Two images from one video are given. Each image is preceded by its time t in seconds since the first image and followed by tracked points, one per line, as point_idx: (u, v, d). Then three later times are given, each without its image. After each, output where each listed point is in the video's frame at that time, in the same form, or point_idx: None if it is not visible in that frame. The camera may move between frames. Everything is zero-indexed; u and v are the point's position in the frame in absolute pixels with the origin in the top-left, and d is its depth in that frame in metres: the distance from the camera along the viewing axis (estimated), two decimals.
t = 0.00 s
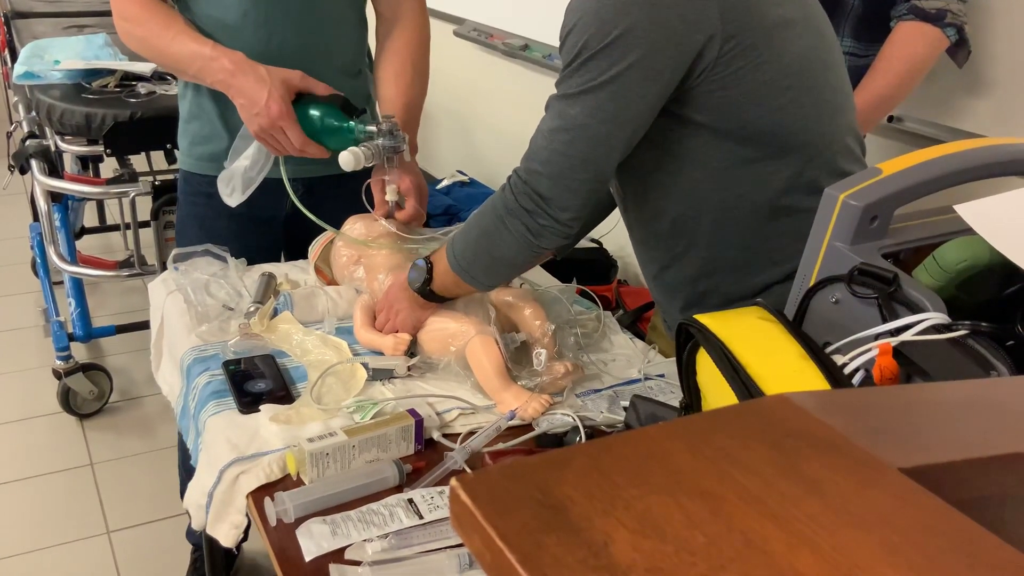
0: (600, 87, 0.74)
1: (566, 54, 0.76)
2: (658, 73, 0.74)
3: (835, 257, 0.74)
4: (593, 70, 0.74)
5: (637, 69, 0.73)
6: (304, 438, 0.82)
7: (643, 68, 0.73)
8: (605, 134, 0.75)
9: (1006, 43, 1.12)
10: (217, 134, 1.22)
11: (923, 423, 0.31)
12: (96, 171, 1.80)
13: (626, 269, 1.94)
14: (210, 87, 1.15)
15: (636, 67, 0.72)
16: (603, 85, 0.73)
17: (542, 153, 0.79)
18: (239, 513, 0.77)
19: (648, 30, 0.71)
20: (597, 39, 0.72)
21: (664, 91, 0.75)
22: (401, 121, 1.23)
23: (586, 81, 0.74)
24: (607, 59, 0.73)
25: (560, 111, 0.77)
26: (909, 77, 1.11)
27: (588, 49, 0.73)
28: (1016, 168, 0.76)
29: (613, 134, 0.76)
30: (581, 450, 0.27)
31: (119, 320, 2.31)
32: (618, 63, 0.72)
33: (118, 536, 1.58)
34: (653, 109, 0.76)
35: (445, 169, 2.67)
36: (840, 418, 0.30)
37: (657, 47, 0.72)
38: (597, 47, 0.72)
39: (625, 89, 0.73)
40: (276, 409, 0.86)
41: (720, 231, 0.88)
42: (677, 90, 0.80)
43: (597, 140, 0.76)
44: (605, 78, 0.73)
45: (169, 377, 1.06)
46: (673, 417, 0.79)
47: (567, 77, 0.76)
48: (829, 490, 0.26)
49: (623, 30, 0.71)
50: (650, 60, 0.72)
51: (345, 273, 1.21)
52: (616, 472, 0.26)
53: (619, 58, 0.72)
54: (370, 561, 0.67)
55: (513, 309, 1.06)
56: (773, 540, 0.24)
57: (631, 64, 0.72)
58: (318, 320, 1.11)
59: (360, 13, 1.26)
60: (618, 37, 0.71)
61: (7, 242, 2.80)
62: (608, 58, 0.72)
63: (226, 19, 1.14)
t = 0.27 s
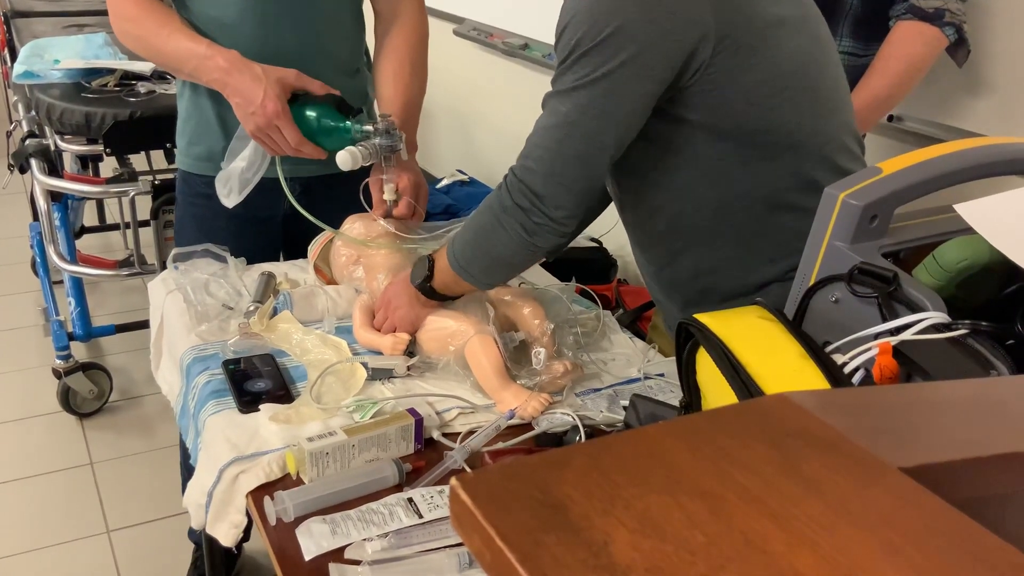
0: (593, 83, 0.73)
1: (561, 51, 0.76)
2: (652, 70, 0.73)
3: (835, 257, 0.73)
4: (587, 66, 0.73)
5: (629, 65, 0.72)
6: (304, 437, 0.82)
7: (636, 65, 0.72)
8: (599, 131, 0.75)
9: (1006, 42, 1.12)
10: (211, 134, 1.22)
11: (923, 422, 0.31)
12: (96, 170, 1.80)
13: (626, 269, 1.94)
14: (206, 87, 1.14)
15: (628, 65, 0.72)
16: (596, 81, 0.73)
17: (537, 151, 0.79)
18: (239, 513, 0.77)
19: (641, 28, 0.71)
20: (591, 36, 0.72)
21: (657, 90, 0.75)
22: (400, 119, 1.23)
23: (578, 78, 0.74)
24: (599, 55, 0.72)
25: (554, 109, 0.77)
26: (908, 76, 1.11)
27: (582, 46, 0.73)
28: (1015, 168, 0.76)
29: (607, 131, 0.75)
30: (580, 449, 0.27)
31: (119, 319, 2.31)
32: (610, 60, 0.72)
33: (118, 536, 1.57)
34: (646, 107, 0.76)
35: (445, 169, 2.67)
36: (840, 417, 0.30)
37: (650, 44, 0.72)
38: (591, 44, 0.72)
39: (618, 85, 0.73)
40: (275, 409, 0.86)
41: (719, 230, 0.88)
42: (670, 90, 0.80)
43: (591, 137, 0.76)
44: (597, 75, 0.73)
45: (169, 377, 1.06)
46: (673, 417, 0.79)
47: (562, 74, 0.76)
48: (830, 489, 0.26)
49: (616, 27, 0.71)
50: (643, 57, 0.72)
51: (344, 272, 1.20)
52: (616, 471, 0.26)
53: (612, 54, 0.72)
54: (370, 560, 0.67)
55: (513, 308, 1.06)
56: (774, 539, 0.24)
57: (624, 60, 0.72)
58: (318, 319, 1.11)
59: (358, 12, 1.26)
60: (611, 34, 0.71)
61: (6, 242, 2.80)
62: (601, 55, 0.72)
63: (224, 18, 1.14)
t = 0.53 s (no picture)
0: (601, 87, 0.73)
1: (566, 54, 0.76)
2: (659, 72, 0.73)
3: (835, 255, 0.73)
4: (595, 69, 0.73)
5: (638, 68, 0.72)
6: (304, 436, 0.82)
7: (643, 68, 0.72)
8: (602, 131, 0.75)
9: (1007, 41, 1.12)
10: (212, 131, 1.22)
11: (923, 421, 0.31)
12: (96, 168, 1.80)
13: (626, 267, 1.94)
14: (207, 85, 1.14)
15: (637, 66, 0.72)
16: (606, 84, 0.73)
17: (544, 154, 0.79)
18: (239, 511, 0.77)
19: (648, 30, 0.71)
20: (598, 38, 0.72)
21: (668, 89, 0.76)
22: (400, 117, 1.23)
23: (587, 81, 0.74)
24: (608, 58, 0.72)
25: (561, 111, 0.77)
26: (909, 75, 1.11)
27: (589, 49, 0.73)
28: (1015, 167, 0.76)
29: (615, 133, 0.75)
30: (581, 448, 0.27)
31: (119, 318, 2.31)
32: (618, 62, 0.72)
33: (118, 535, 1.58)
34: (653, 109, 0.76)
35: (445, 168, 2.67)
36: (840, 416, 0.30)
37: (657, 45, 0.72)
38: (598, 46, 0.72)
39: (628, 89, 0.73)
40: (276, 407, 0.86)
41: (719, 229, 0.88)
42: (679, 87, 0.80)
43: (599, 140, 0.76)
44: (605, 78, 0.73)
45: (169, 376, 1.06)
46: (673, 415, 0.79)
47: (568, 77, 0.76)
48: (829, 489, 0.26)
49: (624, 29, 0.71)
50: (652, 59, 0.72)
51: (345, 270, 1.19)
52: (616, 471, 0.26)
53: (620, 57, 0.72)
54: (370, 558, 0.67)
55: (512, 307, 1.06)
56: (774, 538, 0.24)
57: (632, 63, 0.72)
58: (318, 318, 1.11)
59: (358, 11, 1.25)
60: (619, 37, 0.71)
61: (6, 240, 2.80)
62: (609, 57, 0.72)
63: (224, 16, 1.14)
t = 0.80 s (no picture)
0: (595, 86, 0.73)
1: (564, 52, 0.76)
2: (655, 71, 0.73)
3: (835, 254, 0.73)
4: (590, 68, 0.73)
5: (634, 66, 0.72)
6: (303, 435, 0.82)
7: (639, 66, 0.72)
8: (601, 130, 0.75)
9: (1008, 40, 1.12)
10: (210, 131, 1.22)
11: (924, 420, 0.31)
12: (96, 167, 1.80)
13: (626, 266, 1.94)
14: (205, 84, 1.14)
15: (632, 65, 0.72)
16: (600, 82, 0.73)
17: (541, 152, 0.78)
18: (239, 510, 0.77)
19: (644, 28, 0.71)
20: (594, 37, 0.72)
21: (661, 91, 0.75)
22: (401, 116, 1.22)
23: (583, 79, 0.74)
24: (604, 56, 0.72)
25: (558, 109, 0.77)
26: (911, 75, 1.11)
27: (586, 47, 0.73)
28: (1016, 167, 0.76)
29: (610, 131, 0.75)
30: (581, 447, 0.27)
31: (119, 317, 2.31)
32: (614, 60, 0.72)
33: (118, 534, 1.58)
34: (649, 108, 0.76)
35: (445, 167, 2.67)
36: (841, 415, 0.30)
37: (653, 44, 0.72)
38: (594, 44, 0.72)
39: (623, 87, 0.73)
40: (275, 406, 0.86)
41: (719, 228, 0.88)
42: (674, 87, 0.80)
43: (595, 138, 0.75)
44: (600, 76, 0.73)
45: (168, 375, 1.06)
46: (673, 414, 0.79)
47: (566, 75, 0.76)
48: (830, 487, 0.26)
49: (620, 27, 0.71)
50: (648, 57, 0.72)
51: (344, 269, 1.20)
52: (616, 469, 0.26)
53: (616, 56, 0.72)
54: (370, 557, 0.67)
55: (512, 305, 1.06)
56: (774, 537, 0.24)
57: (628, 62, 0.72)
58: (318, 317, 1.11)
59: (358, 10, 1.25)
60: (614, 35, 0.71)
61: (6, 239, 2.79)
62: (604, 56, 0.72)
63: (223, 15, 1.14)
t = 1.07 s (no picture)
0: (600, 85, 0.73)
1: (567, 52, 0.76)
2: (659, 70, 0.73)
3: (835, 254, 0.73)
4: (594, 67, 0.73)
5: (638, 65, 0.72)
6: (304, 434, 0.82)
7: (644, 65, 0.72)
8: (603, 130, 0.75)
9: (1008, 39, 1.12)
10: (211, 131, 1.22)
11: (924, 420, 0.31)
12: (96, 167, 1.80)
13: (626, 266, 1.94)
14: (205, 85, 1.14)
15: (637, 64, 0.72)
16: (605, 82, 0.73)
17: (545, 152, 0.78)
18: (239, 510, 0.77)
19: (648, 27, 0.71)
20: (598, 36, 0.72)
21: (668, 88, 0.76)
22: (401, 116, 1.22)
23: (587, 78, 0.74)
24: (608, 56, 0.72)
25: (562, 109, 0.77)
26: (910, 74, 1.11)
27: (589, 46, 0.73)
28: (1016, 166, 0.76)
29: (614, 130, 0.75)
30: (582, 447, 0.27)
31: (119, 316, 2.31)
32: (618, 60, 0.72)
33: (118, 533, 1.58)
34: (654, 106, 0.76)
35: (445, 166, 2.67)
36: (842, 416, 0.30)
37: (656, 43, 0.72)
38: (599, 44, 0.72)
39: (628, 86, 0.73)
40: (276, 406, 0.86)
41: (719, 228, 0.88)
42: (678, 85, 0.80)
43: (599, 138, 0.75)
44: (605, 76, 0.73)
45: (169, 374, 1.06)
46: (673, 414, 0.79)
47: (569, 74, 0.76)
48: (830, 487, 0.26)
49: (624, 26, 0.71)
50: (652, 56, 0.72)
51: (344, 269, 1.20)
52: (617, 470, 0.26)
53: (619, 55, 0.72)
54: (371, 557, 0.67)
55: (512, 305, 1.06)
56: (774, 537, 0.24)
57: (632, 61, 0.72)
58: (318, 317, 1.11)
59: (358, 9, 1.25)
60: (618, 35, 0.71)
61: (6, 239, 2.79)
62: (608, 55, 0.72)
63: (222, 16, 1.14)
